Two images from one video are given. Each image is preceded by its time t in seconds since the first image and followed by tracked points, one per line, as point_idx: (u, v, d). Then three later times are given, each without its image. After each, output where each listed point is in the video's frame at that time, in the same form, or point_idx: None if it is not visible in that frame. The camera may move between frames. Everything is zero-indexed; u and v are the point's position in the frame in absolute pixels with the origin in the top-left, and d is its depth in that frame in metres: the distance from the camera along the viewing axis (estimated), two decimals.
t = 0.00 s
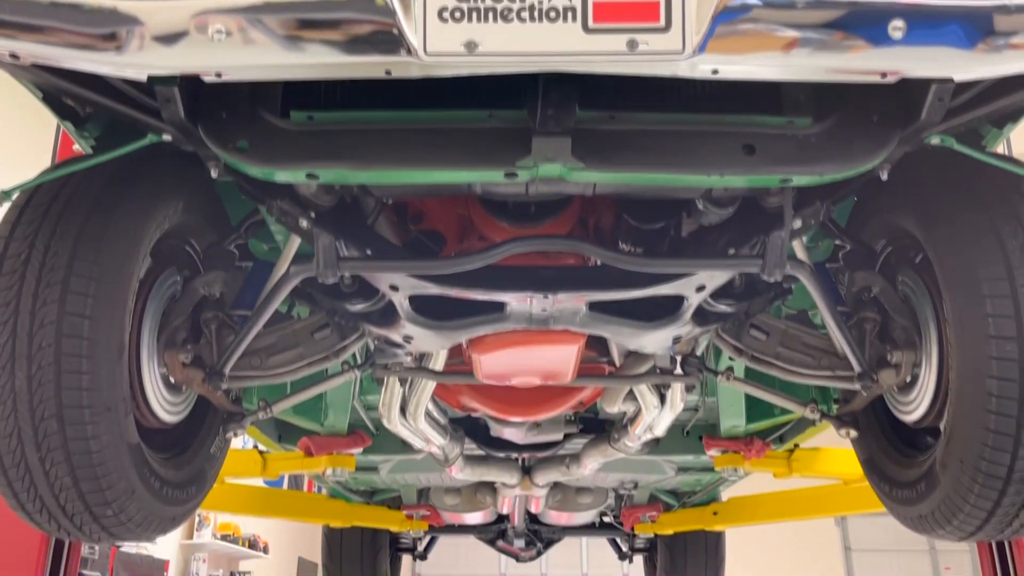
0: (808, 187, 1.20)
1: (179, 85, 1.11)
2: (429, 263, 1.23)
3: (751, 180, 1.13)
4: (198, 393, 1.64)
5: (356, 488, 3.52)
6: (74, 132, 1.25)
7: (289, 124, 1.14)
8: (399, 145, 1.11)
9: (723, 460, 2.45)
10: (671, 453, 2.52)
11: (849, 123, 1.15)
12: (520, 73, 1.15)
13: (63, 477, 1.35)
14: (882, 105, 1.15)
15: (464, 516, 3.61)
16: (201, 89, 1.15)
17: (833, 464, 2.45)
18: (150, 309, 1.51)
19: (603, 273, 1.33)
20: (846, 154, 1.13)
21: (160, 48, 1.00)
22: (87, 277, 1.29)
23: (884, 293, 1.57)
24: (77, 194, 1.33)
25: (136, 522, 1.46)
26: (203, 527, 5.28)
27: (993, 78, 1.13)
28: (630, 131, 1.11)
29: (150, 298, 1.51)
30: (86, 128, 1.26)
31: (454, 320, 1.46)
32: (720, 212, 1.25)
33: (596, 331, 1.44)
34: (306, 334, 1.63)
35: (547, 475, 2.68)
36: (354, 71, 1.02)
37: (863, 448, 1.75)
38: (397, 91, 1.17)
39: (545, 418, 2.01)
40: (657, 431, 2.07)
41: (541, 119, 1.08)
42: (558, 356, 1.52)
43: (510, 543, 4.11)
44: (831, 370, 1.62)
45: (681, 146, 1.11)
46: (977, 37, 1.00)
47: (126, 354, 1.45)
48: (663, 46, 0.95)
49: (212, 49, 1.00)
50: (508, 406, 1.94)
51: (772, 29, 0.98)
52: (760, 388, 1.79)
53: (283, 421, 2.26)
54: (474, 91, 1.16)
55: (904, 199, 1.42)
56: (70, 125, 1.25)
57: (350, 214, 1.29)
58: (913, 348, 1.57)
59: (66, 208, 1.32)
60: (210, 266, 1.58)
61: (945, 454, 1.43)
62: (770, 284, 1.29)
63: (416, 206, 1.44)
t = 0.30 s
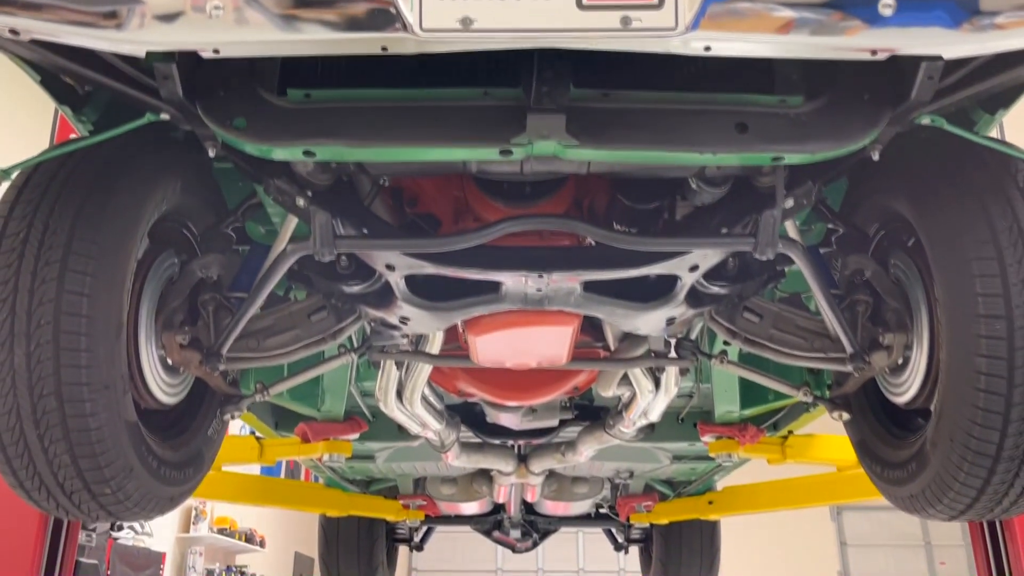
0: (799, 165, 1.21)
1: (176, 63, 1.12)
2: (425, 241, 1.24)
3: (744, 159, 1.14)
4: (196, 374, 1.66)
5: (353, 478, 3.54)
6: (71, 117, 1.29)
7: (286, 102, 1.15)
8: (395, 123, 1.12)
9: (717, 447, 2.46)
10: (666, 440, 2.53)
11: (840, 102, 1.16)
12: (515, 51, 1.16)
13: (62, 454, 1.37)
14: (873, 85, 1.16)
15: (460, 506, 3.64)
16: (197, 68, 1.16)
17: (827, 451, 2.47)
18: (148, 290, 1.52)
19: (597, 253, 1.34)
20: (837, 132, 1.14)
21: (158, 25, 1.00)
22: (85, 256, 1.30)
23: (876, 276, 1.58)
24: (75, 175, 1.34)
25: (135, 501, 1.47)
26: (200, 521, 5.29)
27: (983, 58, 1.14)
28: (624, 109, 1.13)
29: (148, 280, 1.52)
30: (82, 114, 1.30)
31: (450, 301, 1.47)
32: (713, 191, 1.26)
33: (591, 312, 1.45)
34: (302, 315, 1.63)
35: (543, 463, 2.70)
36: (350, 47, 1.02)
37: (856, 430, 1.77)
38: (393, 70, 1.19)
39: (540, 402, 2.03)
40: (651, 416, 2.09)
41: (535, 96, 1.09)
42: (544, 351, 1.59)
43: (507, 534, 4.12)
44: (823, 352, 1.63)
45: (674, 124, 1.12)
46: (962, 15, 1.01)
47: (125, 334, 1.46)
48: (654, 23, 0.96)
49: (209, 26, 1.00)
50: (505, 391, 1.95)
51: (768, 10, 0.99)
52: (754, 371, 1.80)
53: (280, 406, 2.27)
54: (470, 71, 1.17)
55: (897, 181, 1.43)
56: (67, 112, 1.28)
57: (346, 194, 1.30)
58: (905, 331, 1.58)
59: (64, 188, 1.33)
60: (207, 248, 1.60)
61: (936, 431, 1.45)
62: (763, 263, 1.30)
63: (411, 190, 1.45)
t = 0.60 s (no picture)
0: (790, 151, 1.24)
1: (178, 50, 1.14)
2: (423, 226, 1.26)
3: (735, 144, 1.16)
4: (196, 362, 1.68)
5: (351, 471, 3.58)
6: (73, 107, 1.32)
7: (285, 88, 1.17)
8: (392, 108, 1.14)
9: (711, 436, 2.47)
10: (661, 431, 2.56)
11: (830, 88, 1.18)
12: (512, 37, 1.18)
13: (64, 438, 1.39)
14: (863, 72, 1.19)
15: (457, 500, 3.67)
16: (199, 55, 1.18)
17: (821, 441, 2.49)
18: (149, 278, 1.54)
19: (592, 238, 1.36)
20: (827, 118, 1.16)
21: (160, 12, 1.02)
22: (87, 241, 1.32)
23: (868, 264, 1.60)
24: (77, 162, 1.36)
25: (135, 486, 1.49)
26: (198, 518, 5.31)
27: (971, 44, 1.16)
28: (617, 95, 1.14)
29: (148, 268, 1.54)
30: (83, 102, 1.33)
31: (448, 288, 1.49)
32: (707, 177, 1.28)
33: (587, 298, 1.47)
34: (301, 304, 1.64)
35: (539, 454, 2.71)
36: (348, 33, 1.04)
37: (848, 417, 1.79)
38: (391, 56, 1.20)
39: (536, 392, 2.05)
40: (647, 405, 2.12)
41: (531, 81, 1.11)
42: (545, 344, 1.63)
43: (504, 528, 4.15)
44: (815, 339, 1.66)
45: (667, 110, 1.14)
46: (946, 3, 1.02)
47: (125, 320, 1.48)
48: (648, 8, 0.98)
49: (209, 11, 1.02)
50: (502, 380, 1.96)
51: None
52: (748, 359, 1.81)
53: (279, 397, 2.29)
54: (467, 57, 1.19)
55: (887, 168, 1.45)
56: (68, 102, 1.31)
57: (344, 180, 1.32)
58: (896, 317, 1.60)
59: (66, 175, 1.35)
60: (206, 237, 1.63)
61: (925, 415, 1.48)
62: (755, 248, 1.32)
63: (409, 178, 1.46)
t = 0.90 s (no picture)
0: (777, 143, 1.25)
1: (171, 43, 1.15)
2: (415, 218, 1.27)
3: (723, 135, 1.17)
4: (191, 356, 1.69)
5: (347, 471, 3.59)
6: (68, 103, 1.33)
7: (277, 81, 1.18)
8: (383, 100, 1.15)
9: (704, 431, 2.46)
10: (655, 427, 2.57)
11: (816, 80, 1.20)
12: (501, 31, 1.20)
13: (59, 429, 1.40)
14: (848, 64, 1.20)
15: (453, 498, 3.69)
16: (192, 49, 1.19)
17: (814, 437, 2.51)
18: (143, 272, 1.56)
19: (582, 231, 1.37)
20: (813, 110, 1.18)
21: (153, 5, 1.03)
22: (82, 234, 1.33)
23: (858, 258, 1.61)
24: (72, 156, 1.37)
25: (130, 478, 1.50)
26: (194, 519, 5.32)
27: (954, 36, 1.18)
28: (606, 87, 1.16)
29: (143, 261, 1.56)
30: (79, 98, 1.34)
31: (441, 280, 1.50)
32: (695, 169, 1.30)
33: (579, 291, 1.48)
34: (295, 297, 1.65)
35: (534, 450, 2.72)
36: (339, 26, 1.05)
37: (838, 410, 1.81)
38: (383, 49, 1.22)
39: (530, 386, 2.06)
40: (640, 399, 2.13)
41: (520, 73, 1.13)
42: (536, 339, 1.64)
43: (500, 527, 4.15)
44: (805, 332, 1.66)
45: (655, 102, 1.16)
46: None
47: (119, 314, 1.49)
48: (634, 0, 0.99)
49: (202, 4, 1.03)
50: (496, 375, 1.98)
51: None
52: (740, 353, 1.82)
53: (275, 393, 2.30)
54: (457, 50, 1.20)
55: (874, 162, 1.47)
56: (63, 99, 1.32)
57: (337, 173, 1.33)
58: (885, 310, 1.61)
59: (60, 168, 1.36)
60: (200, 231, 1.63)
61: (913, 405, 1.49)
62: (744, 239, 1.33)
63: (402, 172, 1.47)
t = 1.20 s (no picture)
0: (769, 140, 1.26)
1: (166, 43, 1.16)
2: (409, 217, 1.28)
3: (714, 133, 1.18)
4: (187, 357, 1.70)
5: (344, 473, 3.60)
6: (65, 106, 1.34)
7: (272, 80, 1.19)
8: (377, 99, 1.16)
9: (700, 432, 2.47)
10: (651, 427, 2.58)
11: (807, 78, 1.21)
12: (494, 30, 1.21)
13: (55, 429, 1.40)
14: (839, 63, 1.21)
15: (450, 500, 3.69)
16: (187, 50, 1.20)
17: (809, 437, 2.51)
18: (139, 273, 1.56)
19: (575, 229, 1.38)
20: (804, 108, 1.19)
21: (147, 4, 1.04)
22: (78, 234, 1.34)
23: (850, 256, 1.62)
24: (66, 157, 1.38)
25: (126, 478, 1.50)
26: (192, 524, 5.31)
27: (943, 35, 1.19)
28: (598, 85, 1.17)
29: (138, 262, 1.56)
30: (75, 100, 1.35)
31: (436, 280, 1.51)
32: (687, 167, 1.31)
33: (574, 290, 1.49)
34: (290, 298, 1.66)
35: (531, 451, 2.72)
36: (333, 26, 1.06)
37: (832, 408, 1.83)
38: (377, 50, 1.23)
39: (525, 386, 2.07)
40: (635, 399, 2.14)
41: (513, 72, 1.14)
42: (534, 339, 1.65)
43: (497, 529, 4.15)
44: (798, 330, 1.68)
45: (647, 101, 1.17)
46: None
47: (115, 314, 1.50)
48: None
49: (197, 4, 1.04)
50: (492, 375, 1.99)
51: None
52: (735, 352, 1.83)
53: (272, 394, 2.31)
54: (450, 49, 1.21)
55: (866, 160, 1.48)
56: (60, 102, 1.33)
57: (332, 172, 1.34)
58: (877, 308, 1.62)
59: (56, 170, 1.37)
60: (197, 232, 1.64)
61: (906, 402, 1.51)
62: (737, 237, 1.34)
63: (396, 172, 1.47)
